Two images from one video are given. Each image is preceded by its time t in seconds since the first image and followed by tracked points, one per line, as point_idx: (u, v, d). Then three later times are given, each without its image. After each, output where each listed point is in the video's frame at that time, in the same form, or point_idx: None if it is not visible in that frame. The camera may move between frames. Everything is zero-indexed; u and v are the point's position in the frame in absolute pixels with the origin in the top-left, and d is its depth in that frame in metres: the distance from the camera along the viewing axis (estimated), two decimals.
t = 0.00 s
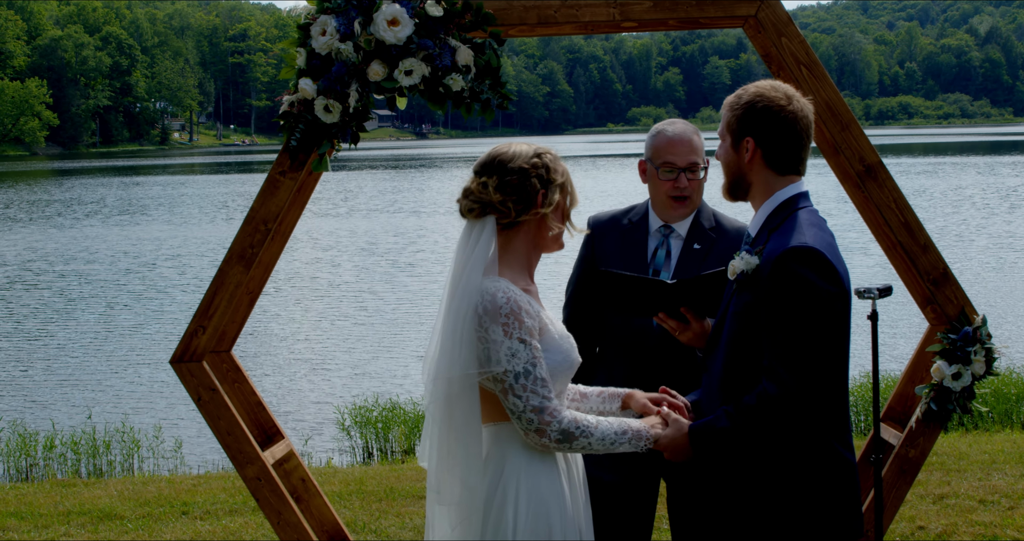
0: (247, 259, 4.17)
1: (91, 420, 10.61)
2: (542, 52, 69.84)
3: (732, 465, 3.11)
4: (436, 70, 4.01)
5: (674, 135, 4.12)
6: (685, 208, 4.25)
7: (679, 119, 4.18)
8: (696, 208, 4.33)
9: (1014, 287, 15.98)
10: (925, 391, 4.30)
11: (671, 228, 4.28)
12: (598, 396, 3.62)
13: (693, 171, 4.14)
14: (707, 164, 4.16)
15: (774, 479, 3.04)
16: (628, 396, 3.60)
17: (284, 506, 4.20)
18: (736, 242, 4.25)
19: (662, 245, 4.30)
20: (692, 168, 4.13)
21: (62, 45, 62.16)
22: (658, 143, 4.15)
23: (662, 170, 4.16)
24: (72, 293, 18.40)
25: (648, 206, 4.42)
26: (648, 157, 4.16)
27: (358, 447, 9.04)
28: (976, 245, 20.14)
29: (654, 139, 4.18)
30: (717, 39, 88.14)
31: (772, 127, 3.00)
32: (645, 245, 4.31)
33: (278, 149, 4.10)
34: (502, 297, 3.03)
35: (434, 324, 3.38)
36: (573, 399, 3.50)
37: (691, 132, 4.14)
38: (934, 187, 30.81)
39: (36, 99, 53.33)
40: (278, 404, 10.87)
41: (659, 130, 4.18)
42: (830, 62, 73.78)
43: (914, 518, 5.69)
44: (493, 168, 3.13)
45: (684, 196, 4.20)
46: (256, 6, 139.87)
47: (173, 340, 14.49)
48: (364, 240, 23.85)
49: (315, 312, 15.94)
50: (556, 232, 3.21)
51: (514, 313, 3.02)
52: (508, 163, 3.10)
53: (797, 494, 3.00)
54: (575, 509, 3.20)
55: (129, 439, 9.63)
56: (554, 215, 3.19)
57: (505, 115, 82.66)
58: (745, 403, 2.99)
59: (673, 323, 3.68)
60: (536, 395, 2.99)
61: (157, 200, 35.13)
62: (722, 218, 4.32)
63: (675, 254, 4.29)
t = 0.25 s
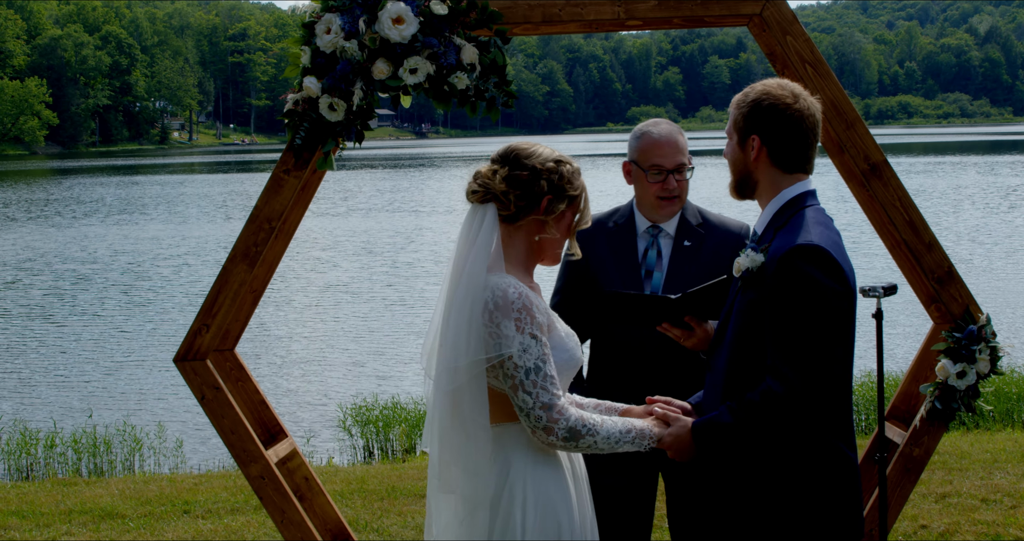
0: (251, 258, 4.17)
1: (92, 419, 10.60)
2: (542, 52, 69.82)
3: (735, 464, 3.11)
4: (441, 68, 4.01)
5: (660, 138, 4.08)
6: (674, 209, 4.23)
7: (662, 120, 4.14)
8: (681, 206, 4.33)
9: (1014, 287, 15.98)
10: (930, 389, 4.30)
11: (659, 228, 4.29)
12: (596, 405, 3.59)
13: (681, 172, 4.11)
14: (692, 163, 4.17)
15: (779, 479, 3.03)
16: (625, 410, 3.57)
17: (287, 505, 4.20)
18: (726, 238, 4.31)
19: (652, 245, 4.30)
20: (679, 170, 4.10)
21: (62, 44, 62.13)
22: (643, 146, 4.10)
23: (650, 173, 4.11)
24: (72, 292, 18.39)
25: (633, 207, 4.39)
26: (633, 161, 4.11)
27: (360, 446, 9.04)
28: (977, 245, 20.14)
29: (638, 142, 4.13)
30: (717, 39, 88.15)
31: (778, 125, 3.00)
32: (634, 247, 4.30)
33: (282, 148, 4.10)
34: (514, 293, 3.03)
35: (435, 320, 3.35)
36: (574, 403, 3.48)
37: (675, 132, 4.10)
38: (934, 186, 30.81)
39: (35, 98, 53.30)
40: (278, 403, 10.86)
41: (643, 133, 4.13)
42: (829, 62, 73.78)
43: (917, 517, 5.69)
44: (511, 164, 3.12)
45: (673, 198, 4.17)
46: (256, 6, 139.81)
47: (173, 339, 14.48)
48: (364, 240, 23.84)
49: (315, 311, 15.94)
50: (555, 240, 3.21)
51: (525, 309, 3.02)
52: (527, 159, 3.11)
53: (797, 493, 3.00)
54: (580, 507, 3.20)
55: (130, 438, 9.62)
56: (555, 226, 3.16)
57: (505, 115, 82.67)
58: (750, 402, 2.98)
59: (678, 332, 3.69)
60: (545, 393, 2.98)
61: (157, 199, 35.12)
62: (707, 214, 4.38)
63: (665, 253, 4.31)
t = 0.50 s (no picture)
0: (250, 255, 4.17)
1: (92, 419, 10.60)
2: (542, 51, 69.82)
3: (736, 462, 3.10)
4: (441, 65, 4.00)
5: (643, 135, 4.06)
6: (657, 205, 4.21)
7: (642, 118, 4.13)
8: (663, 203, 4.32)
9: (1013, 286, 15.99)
10: (931, 386, 4.29)
11: (644, 224, 4.26)
12: (597, 400, 3.59)
13: (663, 169, 4.09)
14: (673, 160, 4.15)
15: (779, 477, 3.02)
16: (626, 404, 3.59)
17: (287, 502, 4.19)
18: (709, 233, 4.28)
19: (637, 241, 4.27)
20: (662, 167, 4.08)
21: (61, 44, 62.09)
22: (625, 144, 4.08)
23: (634, 171, 4.09)
24: (71, 292, 18.38)
25: (615, 204, 4.36)
26: (617, 159, 4.08)
27: (359, 445, 9.02)
28: (976, 244, 20.16)
29: (620, 140, 4.11)
30: (716, 38, 88.16)
31: (774, 121, 3.00)
32: (619, 244, 4.26)
33: (282, 145, 4.10)
34: (509, 290, 3.03)
35: (431, 317, 3.35)
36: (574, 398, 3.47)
37: (656, 129, 4.09)
38: (933, 185, 30.83)
39: (35, 98, 53.26)
40: (277, 402, 10.85)
41: (624, 130, 4.10)
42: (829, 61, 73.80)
43: (917, 515, 5.68)
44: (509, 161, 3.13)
45: (657, 195, 4.15)
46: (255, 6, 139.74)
47: (172, 339, 14.46)
48: (364, 239, 23.83)
49: (314, 311, 15.93)
50: (555, 238, 3.17)
51: (522, 304, 3.01)
52: (527, 156, 3.10)
53: (798, 491, 2.99)
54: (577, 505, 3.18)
55: (129, 438, 9.61)
56: (555, 225, 3.14)
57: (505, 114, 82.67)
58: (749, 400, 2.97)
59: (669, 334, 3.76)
60: (541, 389, 2.98)
61: (157, 199, 35.10)
62: (689, 208, 4.35)
63: (652, 249, 4.28)
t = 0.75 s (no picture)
0: (247, 256, 4.17)
1: (90, 421, 10.60)
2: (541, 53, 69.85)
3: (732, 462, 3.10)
4: (437, 67, 4.00)
5: (623, 142, 4.00)
6: (640, 209, 4.17)
7: (624, 122, 4.06)
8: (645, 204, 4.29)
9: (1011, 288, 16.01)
10: (926, 388, 4.30)
11: (627, 226, 4.24)
12: (596, 401, 3.58)
13: (644, 176, 4.04)
14: (656, 165, 4.10)
15: (775, 479, 3.02)
16: (625, 405, 3.58)
17: (284, 504, 4.19)
18: (692, 234, 4.30)
19: (621, 243, 4.26)
20: (643, 173, 4.03)
21: (61, 46, 62.13)
22: (605, 150, 4.03)
23: (614, 178, 4.04)
24: (70, 294, 18.38)
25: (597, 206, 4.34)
26: (596, 166, 4.04)
27: (358, 446, 9.03)
28: (975, 246, 20.16)
29: (600, 145, 4.05)
30: (715, 40, 88.19)
31: (773, 122, 3.00)
32: (603, 246, 4.25)
33: (278, 147, 4.11)
34: (502, 283, 3.03)
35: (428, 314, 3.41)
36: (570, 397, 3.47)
37: (637, 134, 4.03)
38: (932, 188, 30.85)
39: (34, 100, 53.27)
40: (276, 404, 10.86)
41: (604, 136, 4.05)
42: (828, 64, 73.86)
43: (915, 516, 5.68)
44: (502, 159, 3.11)
45: (639, 200, 4.11)
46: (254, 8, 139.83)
47: (171, 342, 14.46)
48: (363, 242, 23.84)
49: (313, 313, 15.93)
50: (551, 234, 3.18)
51: (513, 298, 3.01)
52: (515, 154, 3.10)
53: (794, 493, 2.99)
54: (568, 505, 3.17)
55: (128, 440, 9.61)
56: (548, 219, 3.15)
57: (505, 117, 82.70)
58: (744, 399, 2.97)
59: (653, 335, 3.81)
60: (528, 384, 2.97)
61: (156, 201, 35.11)
62: (671, 209, 4.36)
63: (636, 251, 4.28)
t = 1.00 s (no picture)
0: (244, 258, 4.17)
1: (90, 423, 10.60)
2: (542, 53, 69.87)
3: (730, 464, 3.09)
4: (434, 69, 4.01)
5: (607, 150, 4.00)
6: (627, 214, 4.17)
7: (606, 128, 4.06)
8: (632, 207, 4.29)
9: (1011, 288, 15.99)
10: (923, 389, 4.30)
11: (616, 230, 4.25)
12: (595, 397, 3.58)
13: (629, 182, 4.05)
14: (640, 170, 4.10)
15: (773, 479, 3.02)
16: (623, 399, 3.56)
17: (281, 505, 4.19)
18: (682, 236, 4.30)
19: (611, 247, 4.26)
20: (628, 179, 4.04)
21: (61, 47, 62.14)
22: (588, 158, 4.03)
23: (599, 186, 4.05)
24: (70, 295, 18.39)
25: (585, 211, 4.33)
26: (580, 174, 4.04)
27: (358, 447, 9.03)
28: (976, 246, 20.14)
29: (583, 154, 4.06)
30: (715, 40, 88.14)
31: (773, 122, 3.01)
32: (594, 250, 4.24)
33: (277, 148, 4.10)
34: (506, 282, 3.02)
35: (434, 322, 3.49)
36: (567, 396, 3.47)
37: (620, 140, 4.03)
38: (932, 188, 30.82)
39: (35, 102, 53.28)
40: (274, 405, 10.86)
41: (587, 143, 4.05)
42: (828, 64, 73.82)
43: (912, 517, 5.68)
44: (497, 172, 3.10)
45: (625, 206, 4.11)
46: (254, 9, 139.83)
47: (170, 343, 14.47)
48: (362, 243, 23.83)
49: (312, 314, 15.93)
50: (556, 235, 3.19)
51: (516, 298, 3.00)
52: (509, 165, 3.08)
53: (792, 494, 2.99)
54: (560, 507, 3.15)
55: (127, 441, 9.60)
56: (560, 217, 3.14)
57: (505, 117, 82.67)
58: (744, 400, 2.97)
59: (643, 341, 3.76)
60: (527, 384, 2.97)
61: (156, 202, 35.10)
62: (659, 211, 4.37)
63: (626, 255, 4.28)
